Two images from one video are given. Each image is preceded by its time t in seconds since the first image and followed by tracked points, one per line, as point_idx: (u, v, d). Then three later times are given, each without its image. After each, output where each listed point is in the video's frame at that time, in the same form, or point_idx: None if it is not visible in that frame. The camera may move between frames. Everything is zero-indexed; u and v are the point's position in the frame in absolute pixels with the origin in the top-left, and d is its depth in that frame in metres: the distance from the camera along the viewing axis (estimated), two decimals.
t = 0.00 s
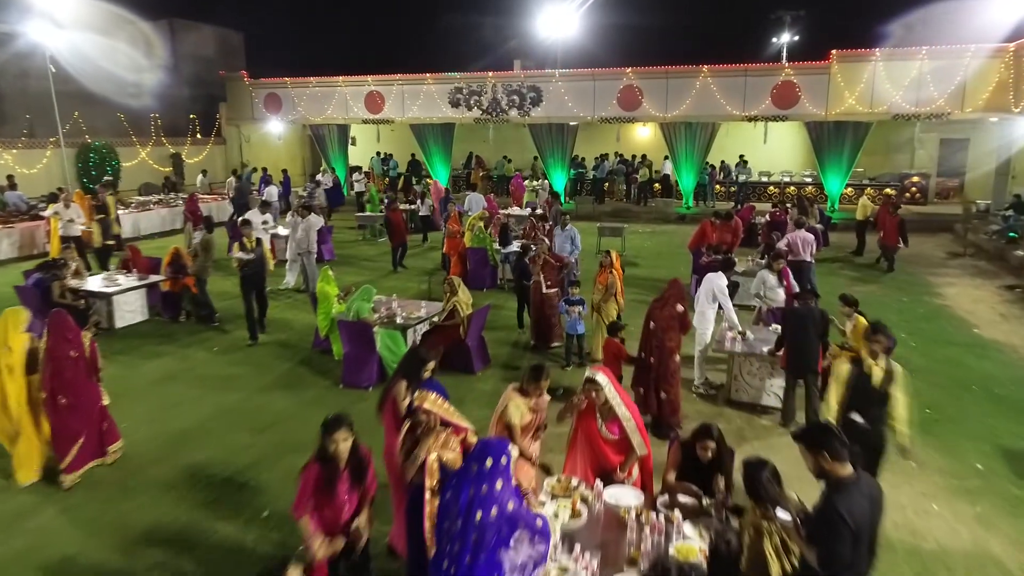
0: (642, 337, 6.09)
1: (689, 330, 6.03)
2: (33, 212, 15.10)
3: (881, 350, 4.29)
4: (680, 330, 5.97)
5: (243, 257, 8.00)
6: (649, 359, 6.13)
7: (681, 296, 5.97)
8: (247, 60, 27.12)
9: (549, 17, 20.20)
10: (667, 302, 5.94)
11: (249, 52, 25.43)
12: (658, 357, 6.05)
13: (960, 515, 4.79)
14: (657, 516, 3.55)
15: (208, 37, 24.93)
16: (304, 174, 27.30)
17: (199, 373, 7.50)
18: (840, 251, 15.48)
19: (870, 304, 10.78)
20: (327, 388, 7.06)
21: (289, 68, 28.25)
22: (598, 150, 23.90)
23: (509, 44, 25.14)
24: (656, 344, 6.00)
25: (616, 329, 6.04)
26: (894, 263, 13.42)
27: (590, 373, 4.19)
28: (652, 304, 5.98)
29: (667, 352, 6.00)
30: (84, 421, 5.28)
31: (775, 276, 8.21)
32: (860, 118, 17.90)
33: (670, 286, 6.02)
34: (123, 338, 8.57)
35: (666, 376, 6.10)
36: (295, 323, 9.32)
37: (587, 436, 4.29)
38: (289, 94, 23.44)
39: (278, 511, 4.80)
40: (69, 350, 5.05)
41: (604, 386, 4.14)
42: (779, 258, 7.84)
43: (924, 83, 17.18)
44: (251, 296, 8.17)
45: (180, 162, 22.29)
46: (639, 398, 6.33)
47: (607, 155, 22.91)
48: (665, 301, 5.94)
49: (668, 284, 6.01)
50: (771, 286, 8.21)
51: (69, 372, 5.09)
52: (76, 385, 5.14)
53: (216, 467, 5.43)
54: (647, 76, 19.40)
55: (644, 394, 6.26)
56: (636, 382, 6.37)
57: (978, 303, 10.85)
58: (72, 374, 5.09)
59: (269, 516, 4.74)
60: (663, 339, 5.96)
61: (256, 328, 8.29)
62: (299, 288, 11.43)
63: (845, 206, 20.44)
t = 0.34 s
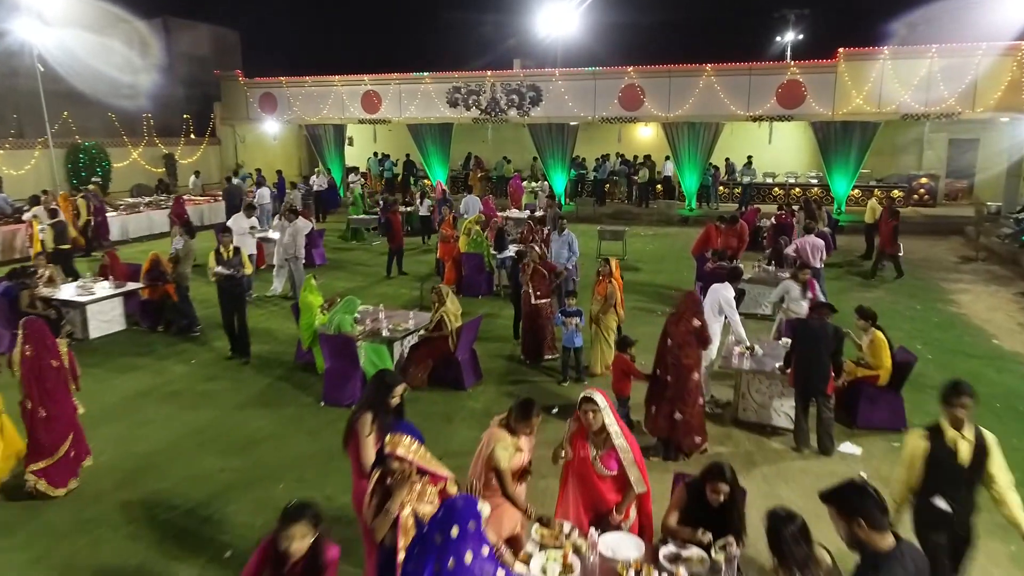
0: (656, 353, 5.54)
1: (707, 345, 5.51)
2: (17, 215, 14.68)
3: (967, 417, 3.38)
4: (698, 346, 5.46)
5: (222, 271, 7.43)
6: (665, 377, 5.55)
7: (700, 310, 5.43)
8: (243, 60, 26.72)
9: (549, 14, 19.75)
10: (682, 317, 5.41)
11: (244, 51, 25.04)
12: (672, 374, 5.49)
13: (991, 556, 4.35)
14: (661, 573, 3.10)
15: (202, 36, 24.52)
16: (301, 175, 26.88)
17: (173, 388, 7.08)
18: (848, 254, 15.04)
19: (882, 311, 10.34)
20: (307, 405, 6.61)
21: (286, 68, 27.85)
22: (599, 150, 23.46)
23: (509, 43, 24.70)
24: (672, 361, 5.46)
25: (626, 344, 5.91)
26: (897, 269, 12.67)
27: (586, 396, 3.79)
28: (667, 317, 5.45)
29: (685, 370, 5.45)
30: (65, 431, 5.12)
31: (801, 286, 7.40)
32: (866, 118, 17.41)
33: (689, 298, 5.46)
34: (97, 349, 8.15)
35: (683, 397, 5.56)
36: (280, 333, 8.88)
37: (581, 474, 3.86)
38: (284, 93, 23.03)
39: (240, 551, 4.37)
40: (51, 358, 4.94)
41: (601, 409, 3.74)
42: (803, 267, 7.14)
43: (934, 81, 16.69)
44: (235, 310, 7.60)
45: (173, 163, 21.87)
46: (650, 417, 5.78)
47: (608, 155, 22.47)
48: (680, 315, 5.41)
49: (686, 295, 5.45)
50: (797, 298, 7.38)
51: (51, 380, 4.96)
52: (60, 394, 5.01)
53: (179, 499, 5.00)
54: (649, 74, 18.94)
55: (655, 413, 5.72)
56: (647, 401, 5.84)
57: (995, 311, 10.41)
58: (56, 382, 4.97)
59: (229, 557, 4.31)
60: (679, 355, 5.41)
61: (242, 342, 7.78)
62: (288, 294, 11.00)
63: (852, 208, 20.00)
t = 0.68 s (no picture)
0: (671, 369, 5.24)
1: (726, 358, 5.16)
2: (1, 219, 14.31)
3: None
4: (717, 360, 5.13)
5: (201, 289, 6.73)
6: (682, 395, 5.24)
7: (717, 321, 5.10)
8: (238, 59, 26.37)
9: (549, 12, 19.36)
10: (696, 330, 5.09)
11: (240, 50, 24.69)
12: (692, 390, 5.16)
13: None
14: None
15: (196, 35, 24.16)
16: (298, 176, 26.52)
17: (146, 405, 6.70)
18: (855, 258, 14.66)
19: (893, 320, 9.94)
20: (286, 424, 6.24)
21: (282, 67, 27.50)
22: (600, 151, 23.08)
23: (508, 42, 24.32)
24: (689, 377, 5.14)
25: (641, 356, 5.44)
26: (885, 275, 12.25)
27: (578, 418, 3.47)
28: (681, 330, 5.15)
29: (704, 385, 5.12)
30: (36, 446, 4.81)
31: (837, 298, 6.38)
32: (874, 118, 17.01)
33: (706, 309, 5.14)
34: (71, 362, 7.78)
35: (704, 414, 5.22)
36: (263, 343, 8.50)
37: (573, 512, 3.46)
38: (279, 93, 22.68)
39: None
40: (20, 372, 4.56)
41: (592, 432, 3.42)
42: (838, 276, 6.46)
43: (942, 80, 16.27)
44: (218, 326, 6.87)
45: (166, 164, 21.49)
46: (669, 438, 5.43)
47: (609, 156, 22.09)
48: (694, 328, 5.10)
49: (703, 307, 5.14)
50: (831, 311, 6.32)
51: (22, 396, 4.60)
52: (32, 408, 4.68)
53: (138, 533, 4.63)
54: (650, 74, 18.55)
55: (676, 434, 5.36)
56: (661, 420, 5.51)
57: (1010, 320, 10.01)
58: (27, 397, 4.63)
59: None
60: (696, 369, 5.10)
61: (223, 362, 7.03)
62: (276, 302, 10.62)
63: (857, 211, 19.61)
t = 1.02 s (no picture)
0: (686, 390, 4.86)
1: (744, 375, 4.80)
2: None
3: None
4: (735, 378, 4.74)
5: (177, 318, 6.04)
6: (699, 418, 4.84)
7: (735, 337, 4.74)
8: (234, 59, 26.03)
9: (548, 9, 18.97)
10: (712, 347, 4.72)
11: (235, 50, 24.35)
12: (710, 412, 4.76)
13: None
14: None
15: (194, 34, 23.98)
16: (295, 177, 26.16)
17: (117, 422, 6.32)
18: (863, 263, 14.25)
19: (906, 328, 9.53)
20: (263, 444, 5.86)
21: (278, 67, 27.15)
22: (600, 152, 22.71)
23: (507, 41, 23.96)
24: (708, 398, 4.74)
25: (658, 373, 5.07)
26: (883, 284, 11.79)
27: (559, 453, 3.06)
28: (696, 347, 4.77)
29: (722, 406, 4.73)
30: None
31: (867, 314, 5.91)
32: (880, 119, 16.61)
33: (724, 324, 4.78)
34: (42, 375, 7.39)
35: (724, 437, 4.82)
36: (247, 355, 8.10)
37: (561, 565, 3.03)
38: (274, 93, 22.33)
39: None
40: None
41: (575, 468, 3.01)
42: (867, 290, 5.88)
43: (951, 80, 15.86)
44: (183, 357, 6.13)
45: (159, 165, 21.09)
46: (688, 464, 5.04)
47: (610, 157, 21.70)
48: (710, 346, 4.72)
49: (721, 322, 4.79)
50: (862, 329, 5.88)
51: None
52: None
53: (92, 570, 4.24)
54: (652, 73, 18.17)
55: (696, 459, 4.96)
56: (676, 444, 5.09)
57: None
58: None
59: None
60: (713, 389, 4.71)
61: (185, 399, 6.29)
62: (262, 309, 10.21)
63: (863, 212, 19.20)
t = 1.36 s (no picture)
0: (707, 418, 4.31)
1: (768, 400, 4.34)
2: None
3: None
4: (760, 404, 4.29)
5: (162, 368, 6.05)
6: (722, 449, 4.29)
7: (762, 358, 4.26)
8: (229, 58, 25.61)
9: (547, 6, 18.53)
10: (737, 371, 4.22)
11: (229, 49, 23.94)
12: (735, 442, 4.24)
13: None
14: None
15: (187, 33, 23.57)
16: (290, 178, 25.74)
17: (78, 444, 5.90)
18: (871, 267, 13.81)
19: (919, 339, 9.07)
20: (232, 470, 5.44)
21: (273, 67, 26.74)
22: (600, 153, 22.29)
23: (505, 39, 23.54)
24: (733, 426, 4.22)
25: (686, 400, 4.61)
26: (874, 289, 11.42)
27: (537, 506, 2.68)
28: (720, 370, 4.23)
29: (748, 434, 4.24)
30: None
31: (899, 333, 5.47)
32: (888, 119, 16.16)
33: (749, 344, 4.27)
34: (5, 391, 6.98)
35: (748, 467, 4.33)
36: (224, 367, 7.67)
37: None
38: (268, 92, 21.92)
39: None
40: None
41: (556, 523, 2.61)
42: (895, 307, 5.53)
43: (961, 79, 15.40)
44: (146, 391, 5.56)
45: (150, 166, 20.65)
46: (704, 497, 4.49)
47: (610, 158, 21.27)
48: (735, 369, 4.20)
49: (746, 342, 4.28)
50: (894, 349, 5.49)
51: None
52: None
53: None
54: (653, 71, 17.73)
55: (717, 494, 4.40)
56: (691, 476, 4.51)
57: None
58: None
59: None
60: (739, 417, 4.20)
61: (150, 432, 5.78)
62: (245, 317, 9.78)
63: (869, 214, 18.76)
